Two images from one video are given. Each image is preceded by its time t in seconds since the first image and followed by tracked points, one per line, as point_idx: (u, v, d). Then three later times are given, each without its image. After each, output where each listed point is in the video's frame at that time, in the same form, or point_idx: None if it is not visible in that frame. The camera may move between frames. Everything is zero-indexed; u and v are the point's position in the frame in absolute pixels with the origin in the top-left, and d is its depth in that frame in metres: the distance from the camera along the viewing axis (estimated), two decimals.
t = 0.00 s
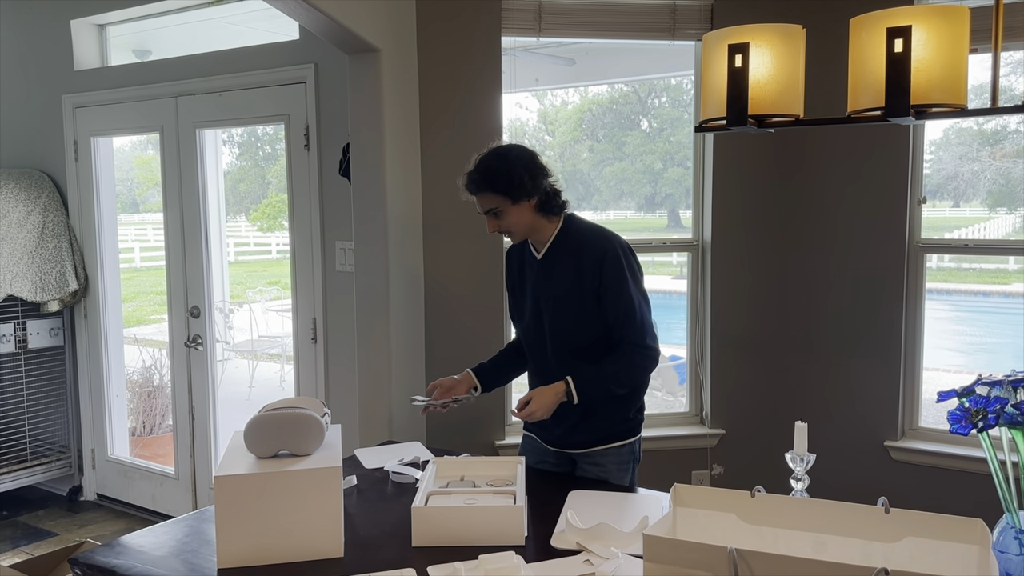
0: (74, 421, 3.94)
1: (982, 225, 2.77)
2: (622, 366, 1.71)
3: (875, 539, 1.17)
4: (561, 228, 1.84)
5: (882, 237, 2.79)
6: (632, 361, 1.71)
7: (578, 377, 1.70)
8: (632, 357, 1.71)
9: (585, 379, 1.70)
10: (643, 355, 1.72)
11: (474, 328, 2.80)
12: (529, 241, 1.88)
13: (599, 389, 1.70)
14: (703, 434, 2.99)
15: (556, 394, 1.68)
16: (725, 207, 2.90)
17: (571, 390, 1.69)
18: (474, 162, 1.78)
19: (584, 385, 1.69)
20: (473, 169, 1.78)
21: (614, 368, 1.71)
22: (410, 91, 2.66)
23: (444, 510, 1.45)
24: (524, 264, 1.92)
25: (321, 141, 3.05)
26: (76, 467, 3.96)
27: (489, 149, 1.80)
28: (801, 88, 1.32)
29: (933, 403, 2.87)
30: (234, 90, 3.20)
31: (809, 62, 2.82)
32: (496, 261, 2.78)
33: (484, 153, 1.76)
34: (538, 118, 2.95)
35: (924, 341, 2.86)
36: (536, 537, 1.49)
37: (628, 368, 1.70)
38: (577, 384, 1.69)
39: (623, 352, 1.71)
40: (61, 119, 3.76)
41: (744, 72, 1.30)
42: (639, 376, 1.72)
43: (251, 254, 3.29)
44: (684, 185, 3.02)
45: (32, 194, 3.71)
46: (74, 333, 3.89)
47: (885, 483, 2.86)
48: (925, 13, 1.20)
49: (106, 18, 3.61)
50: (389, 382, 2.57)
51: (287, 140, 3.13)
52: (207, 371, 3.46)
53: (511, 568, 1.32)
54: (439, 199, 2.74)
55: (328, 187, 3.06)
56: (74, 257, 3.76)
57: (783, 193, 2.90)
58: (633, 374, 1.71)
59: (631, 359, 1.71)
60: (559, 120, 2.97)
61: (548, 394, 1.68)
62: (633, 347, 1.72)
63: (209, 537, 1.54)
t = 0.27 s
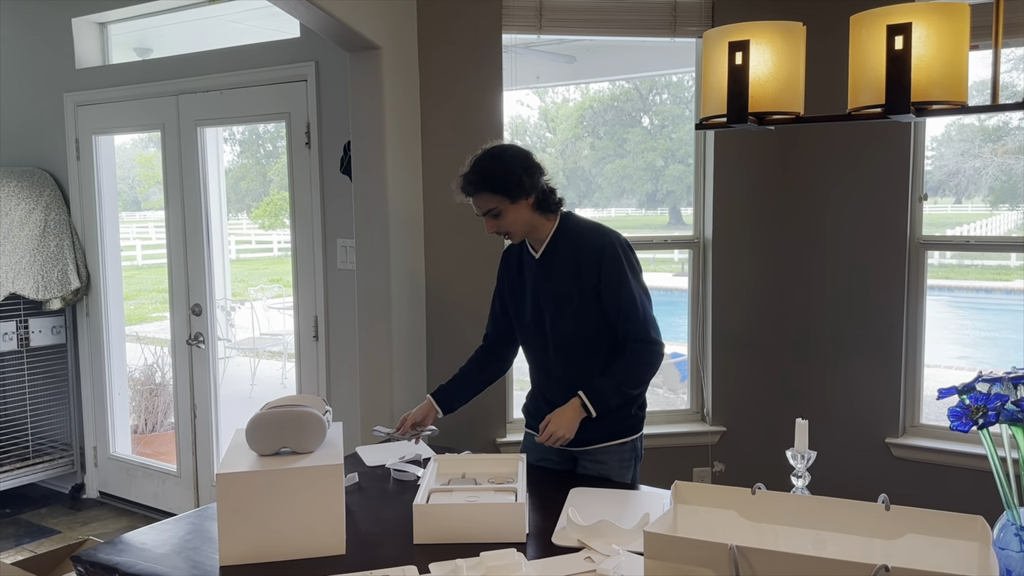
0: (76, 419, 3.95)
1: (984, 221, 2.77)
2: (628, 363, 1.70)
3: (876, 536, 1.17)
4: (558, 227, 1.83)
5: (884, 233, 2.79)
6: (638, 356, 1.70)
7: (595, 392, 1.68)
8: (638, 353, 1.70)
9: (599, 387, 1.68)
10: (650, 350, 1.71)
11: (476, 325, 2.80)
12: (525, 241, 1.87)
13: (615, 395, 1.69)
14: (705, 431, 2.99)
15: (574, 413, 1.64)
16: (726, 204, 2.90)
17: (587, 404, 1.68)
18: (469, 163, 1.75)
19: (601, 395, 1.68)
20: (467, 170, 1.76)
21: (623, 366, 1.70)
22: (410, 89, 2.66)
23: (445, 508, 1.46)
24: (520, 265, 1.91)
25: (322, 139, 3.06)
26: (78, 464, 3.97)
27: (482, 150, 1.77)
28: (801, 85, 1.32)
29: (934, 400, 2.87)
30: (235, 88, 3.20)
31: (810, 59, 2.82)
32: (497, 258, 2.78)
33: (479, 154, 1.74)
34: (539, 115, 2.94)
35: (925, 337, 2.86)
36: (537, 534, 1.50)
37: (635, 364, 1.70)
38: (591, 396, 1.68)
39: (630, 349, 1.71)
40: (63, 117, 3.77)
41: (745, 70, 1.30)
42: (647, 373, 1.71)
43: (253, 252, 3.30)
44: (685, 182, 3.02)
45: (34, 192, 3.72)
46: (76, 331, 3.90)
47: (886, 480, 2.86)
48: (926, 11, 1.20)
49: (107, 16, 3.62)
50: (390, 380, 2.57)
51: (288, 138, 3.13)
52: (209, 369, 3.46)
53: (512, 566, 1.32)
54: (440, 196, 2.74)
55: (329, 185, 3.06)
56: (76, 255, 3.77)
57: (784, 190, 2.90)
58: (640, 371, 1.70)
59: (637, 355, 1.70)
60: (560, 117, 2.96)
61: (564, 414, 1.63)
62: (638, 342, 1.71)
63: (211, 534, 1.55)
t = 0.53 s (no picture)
0: (78, 416, 3.96)
1: (985, 218, 2.76)
2: (627, 361, 1.71)
3: (875, 532, 1.18)
4: (556, 225, 1.83)
5: (885, 231, 2.79)
6: (636, 355, 1.71)
7: (595, 394, 1.70)
8: (636, 352, 1.71)
9: (599, 388, 1.70)
10: (648, 348, 1.72)
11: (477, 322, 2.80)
12: (523, 241, 1.86)
13: (615, 396, 1.71)
14: (706, 428, 2.99)
15: (575, 415, 1.67)
16: (727, 201, 2.90)
17: (589, 405, 1.70)
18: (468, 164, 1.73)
19: (601, 396, 1.70)
20: (468, 171, 1.73)
21: (622, 365, 1.71)
22: (411, 87, 2.66)
23: (446, 505, 1.46)
24: (517, 264, 1.91)
25: (323, 137, 3.06)
26: (80, 462, 3.98)
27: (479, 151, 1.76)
28: (800, 83, 1.32)
29: (935, 396, 2.87)
30: (236, 86, 3.20)
31: (810, 56, 2.82)
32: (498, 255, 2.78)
33: (479, 154, 1.73)
34: (540, 112, 2.94)
35: (925, 335, 2.86)
36: (537, 531, 1.50)
37: (634, 363, 1.71)
38: (592, 397, 1.70)
39: (629, 348, 1.72)
40: (64, 115, 3.77)
41: (744, 68, 1.29)
42: (645, 371, 1.73)
43: (254, 250, 3.30)
44: (686, 180, 3.02)
45: (36, 190, 3.72)
46: (77, 329, 3.91)
47: (887, 477, 2.87)
48: (924, 8, 1.20)
49: (108, 15, 3.62)
50: (391, 377, 2.58)
51: (289, 136, 3.13)
52: (210, 367, 3.47)
53: (512, 563, 1.32)
54: (441, 194, 2.74)
55: (330, 182, 3.07)
56: (77, 253, 3.77)
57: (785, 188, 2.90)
58: (639, 369, 1.71)
59: (635, 353, 1.71)
60: (561, 115, 2.96)
61: (565, 416, 1.66)
62: (636, 341, 1.72)
63: (213, 531, 1.55)
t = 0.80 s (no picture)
0: (80, 414, 3.96)
1: (986, 216, 2.76)
2: (624, 365, 1.71)
3: (876, 528, 1.18)
4: (557, 224, 1.83)
5: (886, 229, 2.79)
6: (633, 358, 1.71)
7: (592, 396, 1.69)
8: (634, 355, 1.71)
9: (595, 391, 1.69)
10: (645, 352, 1.71)
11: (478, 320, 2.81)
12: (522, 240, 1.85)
13: (611, 399, 1.69)
14: (707, 426, 3.00)
15: (574, 416, 1.65)
16: (728, 199, 2.90)
17: (586, 408, 1.68)
18: (473, 162, 1.69)
19: (597, 399, 1.68)
20: (472, 169, 1.70)
21: (618, 369, 1.71)
22: (412, 85, 2.66)
23: (447, 501, 1.46)
24: (517, 263, 1.91)
25: (324, 134, 3.06)
26: (82, 460, 3.99)
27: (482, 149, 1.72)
28: (801, 80, 1.32)
29: (935, 393, 2.87)
30: (237, 84, 3.20)
31: (812, 53, 2.81)
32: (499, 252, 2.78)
33: (485, 152, 1.69)
34: (541, 110, 2.94)
35: (926, 333, 2.86)
36: (538, 528, 1.50)
37: (631, 366, 1.70)
38: (591, 400, 1.68)
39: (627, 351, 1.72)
40: (65, 113, 3.77)
41: (745, 64, 1.30)
42: (642, 375, 1.72)
43: (256, 248, 3.31)
44: (688, 177, 3.01)
45: (37, 187, 3.73)
46: (79, 327, 3.91)
47: (888, 474, 2.87)
48: (925, 5, 1.20)
49: (109, 12, 3.62)
50: (393, 375, 2.58)
51: (289, 134, 3.13)
52: (212, 365, 3.48)
53: (513, 559, 1.33)
54: (442, 192, 2.74)
55: (331, 180, 3.07)
56: (78, 251, 3.77)
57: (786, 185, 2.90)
58: (636, 373, 1.71)
59: (633, 357, 1.71)
60: (562, 113, 2.96)
61: (565, 418, 1.64)
62: (634, 344, 1.71)
63: (214, 528, 1.55)
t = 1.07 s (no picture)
0: (81, 412, 3.96)
1: (988, 214, 2.76)
2: (625, 366, 1.72)
3: (877, 526, 1.18)
4: (562, 224, 1.82)
5: (887, 228, 2.79)
6: (635, 360, 1.72)
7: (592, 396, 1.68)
8: (635, 357, 1.72)
9: (596, 391, 1.69)
10: (647, 354, 1.72)
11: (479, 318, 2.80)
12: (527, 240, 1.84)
13: (611, 399, 1.69)
14: (708, 424, 2.99)
15: (574, 415, 1.65)
16: (729, 198, 2.90)
17: (586, 408, 1.67)
18: (482, 161, 1.67)
19: (597, 399, 1.68)
20: (482, 168, 1.67)
21: (620, 370, 1.72)
22: (413, 82, 2.66)
23: (448, 499, 1.46)
24: (520, 260, 1.89)
25: (325, 132, 3.06)
26: (83, 457, 3.99)
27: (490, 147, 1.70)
28: (803, 76, 1.32)
29: (937, 391, 2.87)
30: (238, 81, 3.20)
31: (814, 51, 2.81)
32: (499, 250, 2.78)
33: (494, 151, 1.67)
34: (542, 109, 2.94)
35: (928, 331, 2.86)
36: (539, 526, 1.50)
37: (632, 367, 1.71)
38: (591, 399, 1.68)
39: (628, 352, 1.73)
40: (66, 111, 3.77)
41: (746, 61, 1.30)
42: (643, 376, 1.73)
43: (257, 246, 3.31)
44: (689, 175, 3.01)
45: (38, 185, 3.73)
46: (80, 324, 3.91)
47: (890, 472, 2.87)
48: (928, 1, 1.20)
49: (110, 10, 3.62)
50: (394, 372, 2.58)
51: (291, 132, 3.13)
52: (213, 362, 3.48)
53: (514, 557, 1.33)
54: (443, 190, 2.74)
55: (332, 178, 3.07)
56: (80, 249, 3.77)
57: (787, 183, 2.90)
58: (638, 374, 1.71)
59: (634, 358, 1.72)
60: (563, 111, 2.96)
61: (563, 418, 1.64)
62: (636, 346, 1.73)
63: (216, 526, 1.55)
